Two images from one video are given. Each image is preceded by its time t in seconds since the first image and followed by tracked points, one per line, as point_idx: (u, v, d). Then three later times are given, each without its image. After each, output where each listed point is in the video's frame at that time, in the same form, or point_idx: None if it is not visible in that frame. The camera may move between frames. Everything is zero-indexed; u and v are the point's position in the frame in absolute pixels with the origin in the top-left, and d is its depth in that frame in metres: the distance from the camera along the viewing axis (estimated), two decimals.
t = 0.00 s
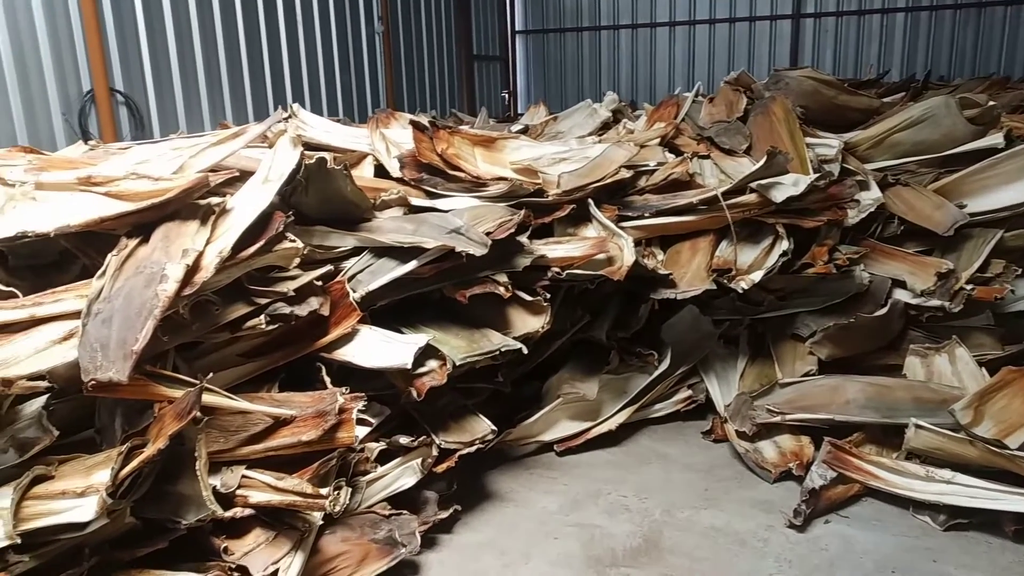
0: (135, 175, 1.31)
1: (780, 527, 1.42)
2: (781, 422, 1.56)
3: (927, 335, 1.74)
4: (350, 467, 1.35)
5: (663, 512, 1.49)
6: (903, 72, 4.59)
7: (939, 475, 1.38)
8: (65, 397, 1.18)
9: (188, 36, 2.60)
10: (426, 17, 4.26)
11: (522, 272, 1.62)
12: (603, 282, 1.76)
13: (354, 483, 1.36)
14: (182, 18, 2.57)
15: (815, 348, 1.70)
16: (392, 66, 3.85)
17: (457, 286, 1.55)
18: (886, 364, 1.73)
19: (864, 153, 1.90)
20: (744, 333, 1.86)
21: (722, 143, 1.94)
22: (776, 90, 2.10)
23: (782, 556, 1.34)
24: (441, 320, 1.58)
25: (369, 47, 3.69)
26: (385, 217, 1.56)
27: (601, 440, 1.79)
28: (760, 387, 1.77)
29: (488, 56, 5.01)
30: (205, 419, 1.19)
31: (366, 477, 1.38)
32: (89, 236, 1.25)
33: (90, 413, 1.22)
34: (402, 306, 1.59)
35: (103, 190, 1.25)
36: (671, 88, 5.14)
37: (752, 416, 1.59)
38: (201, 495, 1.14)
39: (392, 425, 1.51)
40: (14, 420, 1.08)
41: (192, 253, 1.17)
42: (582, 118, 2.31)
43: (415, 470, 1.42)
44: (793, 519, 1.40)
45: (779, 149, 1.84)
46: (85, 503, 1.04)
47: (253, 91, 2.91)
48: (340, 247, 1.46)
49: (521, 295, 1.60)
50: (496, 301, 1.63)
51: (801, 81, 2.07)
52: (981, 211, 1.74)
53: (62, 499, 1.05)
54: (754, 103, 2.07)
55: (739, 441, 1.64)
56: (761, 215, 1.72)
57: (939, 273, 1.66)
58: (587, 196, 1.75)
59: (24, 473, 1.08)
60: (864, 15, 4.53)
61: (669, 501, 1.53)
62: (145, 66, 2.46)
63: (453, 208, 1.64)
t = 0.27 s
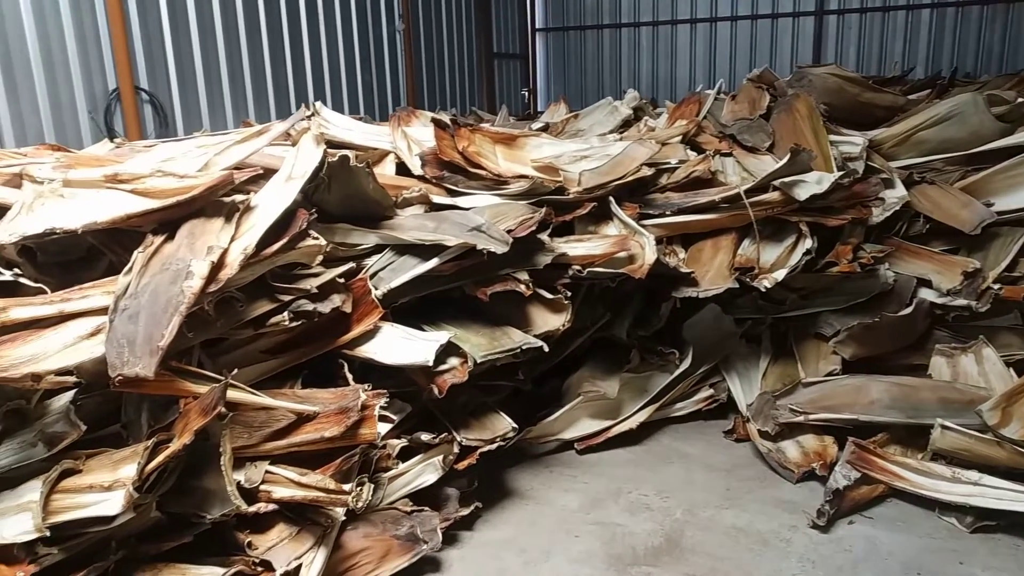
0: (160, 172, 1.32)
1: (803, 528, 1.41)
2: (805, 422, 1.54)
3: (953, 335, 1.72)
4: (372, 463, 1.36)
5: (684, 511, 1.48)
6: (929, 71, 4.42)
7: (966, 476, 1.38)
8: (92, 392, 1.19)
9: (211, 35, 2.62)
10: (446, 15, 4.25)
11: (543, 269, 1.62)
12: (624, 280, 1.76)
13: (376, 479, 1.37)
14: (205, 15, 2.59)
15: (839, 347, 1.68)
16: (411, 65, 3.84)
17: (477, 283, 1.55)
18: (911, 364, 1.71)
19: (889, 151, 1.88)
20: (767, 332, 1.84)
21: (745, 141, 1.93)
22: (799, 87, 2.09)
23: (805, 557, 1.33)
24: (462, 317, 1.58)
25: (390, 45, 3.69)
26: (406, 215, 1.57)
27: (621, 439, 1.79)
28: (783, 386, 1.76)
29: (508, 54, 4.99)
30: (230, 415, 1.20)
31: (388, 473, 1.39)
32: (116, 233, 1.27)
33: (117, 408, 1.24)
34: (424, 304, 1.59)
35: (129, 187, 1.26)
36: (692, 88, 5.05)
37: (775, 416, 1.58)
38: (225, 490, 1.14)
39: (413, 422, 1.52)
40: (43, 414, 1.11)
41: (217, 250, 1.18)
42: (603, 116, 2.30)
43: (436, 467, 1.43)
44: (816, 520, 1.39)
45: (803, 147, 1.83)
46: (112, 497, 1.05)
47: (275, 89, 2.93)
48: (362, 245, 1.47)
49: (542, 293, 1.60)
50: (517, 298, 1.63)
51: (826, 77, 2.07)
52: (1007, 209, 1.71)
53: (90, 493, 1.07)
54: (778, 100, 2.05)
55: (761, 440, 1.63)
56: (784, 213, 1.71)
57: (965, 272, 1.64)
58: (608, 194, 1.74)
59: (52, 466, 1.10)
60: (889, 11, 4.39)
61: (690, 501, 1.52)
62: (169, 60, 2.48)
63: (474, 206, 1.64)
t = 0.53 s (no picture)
0: (187, 170, 1.34)
1: (825, 529, 1.40)
2: (827, 422, 1.53)
3: (979, 337, 1.69)
4: (393, 459, 1.36)
5: (705, 511, 1.48)
6: (956, 68, 4.35)
7: (992, 479, 1.37)
8: (118, 387, 1.21)
9: (236, 34, 2.65)
10: (467, 14, 4.26)
11: (564, 268, 1.63)
12: (645, 279, 1.76)
13: (397, 475, 1.38)
14: (229, 14, 2.61)
15: (863, 348, 1.66)
16: (433, 63, 3.85)
17: (498, 281, 1.55)
18: (937, 366, 1.69)
19: (915, 149, 1.86)
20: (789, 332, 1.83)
21: (767, 139, 1.91)
22: (824, 85, 2.07)
23: (827, 559, 1.32)
24: (483, 315, 1.59)
25: (412, 44, 3.70)
26: (428, 213, 1.57)
27: (641, 438, 1.79)
28: (805, 387, 1.75)
29: (529, 53, 4.99)
30: (254, 410, 1.21)
31: (409, 469, 1.40)
32: (144, 229, 1.28)
33: (144, 402, 1.26)
34: (445, 301, 1.60)
35: (156, 185, 1.28)
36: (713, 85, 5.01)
37: (796, 417, 1.58)
38: (249, 484, 1.16)
39: (434, 418, 1.53)
40: (72, 407, 1.11)
41: (242, 247, 1.19)
42: (624, 115, 2.30)
43: (457, 464, 1.43)
44: (839, 521, 1.38)
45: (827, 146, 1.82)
46: (138, 489, 1.07)
47: (298, 88, 2.95)
48: (385, 243, 1.48)
49: (563, 291, 1.60)
50: (538, 296, 1.63)
51: (851, 76, 2.05)
52: None
53: (117, 485, 1.08)
54: (801, 99, 2.03)
55: (783, 441, 1.62)
56: (807, 212, 1.70)
57: (992, 273, 1.64)
58: (630, 192, 1.74)
59: (80, 459, 1.12)
60: (914, 7, 4.35)
61: (711, 501, 1.51)
62: (194, 59, 2.50)
63: (496, 204, 1.64)
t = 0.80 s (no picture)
0: (209, 164, 1.35)
1: (846, 527, 1.39)
2: (848, 420, 1.52)
3: (1004, 334, 1.67)
4: (413, 453, 1.37)
5: (724, 508, 1.47)
6: (982, 62, 4.24)
7: (1017, 478, 1.36)
8: (142, 379, 1.21)
9: (256, 29, 2.66)
10: (486, 8, 4.24)
11: (583, 263, 1.62)
12: (665, 275, 1.75)
13: (417, 469, 1.38)
14: (250, 9, 2.63)
15: (885, 345, 1.66)
16: (452, 59, 3.84)
17: (518, 276, 1.55)
18: (959, 363, 1.68)
19: (939, 145, 1.83)
20: (810, 329, 1.82)
21: (789, 134, 1.92)
22: (846, 80, 2.04)
23: (848, 557, 1.31)
24: (502, 310, 1.59)
25: (431, 39, 3.70)
26: (447, 208, 1.57)
27: (659, 434, 1.78)
28: (827, 383, 1.74)
29: (548, 47, 4.96)
30: (275, 403, 1.22)
31: (428, 463, 1.40)
32: (167, 224, 1.30)
33: (167, 395, 1.27)
34: (464, 296, 1.60)
35: (179, 180, 1.29)
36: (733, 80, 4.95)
37: (817, 414, 1.56)
38: (270, 477, 1.17)
39: (453, 413, 1.53)
40: (96, 399, 1.13)
41: (263, 241, 1.20)
42: (644, 109, 2.28)
43: (476, 458, 1.44)
44: (860, 520, 1.37)
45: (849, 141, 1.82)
46: (162, 481, 1.09)
47: (318, 83, 2.96)
48: (405, 237, 1.48)
49: (582, 286, 1.60)
50: (556, 292, 1.62)
51: (874, 70, 2.02)
52: None
53: (141, 477, 1.10)
54: (824, 93, 2.01)
55: (804, 438, 1.61)
56: (828, 208, 1.69)
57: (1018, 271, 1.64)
58: (650, 187, 1.73)
59: (105, 450, 1.14)
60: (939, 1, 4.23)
61: (731, 498, 1.51)
62: (215, 54, 2.52)
63: (516, 199, 1.64)
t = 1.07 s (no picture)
0: (233, 165, 1.37)
1: (870, 528, 1.38)
2: (872, 420, 1.51)
3: None
4: (434, 451, 1.38)
5: (746, 508, 1.47)
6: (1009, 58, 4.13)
7: None
8: (167, 377, 1.23)
9: (278, 31, 2.68)
10: (505, 8, 4.24)
11: (604, 262, 1.62)
12: (686, 274, 1.75)
13: (438, 467, 1.39)
14: (272, 12, 2.65)
15: (910, 344, 1.63)
16: (470, 58, 3.84)
17: (539, 276, 1.56)
18: (986, 363, 1.66)
19: (965, 141, 1.83)
20: (833, 328, 1.81)
21: (812, 131, 1.88)
22: (869, 76, 2.03)
23: (873, 558, 1.30)
24: (522, 309, 1.59)
25: (450, 39, 3.71)
26: (468, 208, 1.58)
27: (681, 433, 1.78)
28: (851, 383, 1.72)
29: (567, 46, 4.95)
30: (299, 401, 1.23)
31: (449, 462, 1.40)
32: (191, 224, 1.31)
33: (192, 393, 1.29)
34: (485, 296, 1.61)
35: (203, 180, 1.30)
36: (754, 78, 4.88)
37: (841, 414, 1.55)
38: (294, 474, 1.18)
39: (474, 412, 1.54)
40: (123, 397, 1.15)
41: (287, 241, 1.21)
42: (664, 108, 2.27)
43: (496, 457, 1.44)
44: (885, 521, 1.36)
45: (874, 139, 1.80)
46: (188, 477, 1.10)
47: (339, 84, 2.98)
48: (425, 237, 1.48)
49: (603, 285, 1.60)
50: (577, 291, 1.63)
51: (897, 66, 2.00)
52: None
53: (167, 474, 1.11)
54: (847, 90, 1.99)
55: (827, 439, 1.60)
56: (852, 206, 1.67)
57: None
58: (671, 185, 1.72)
59: (132, 447, 1.15)
60: None
61: (753, 498, 1.50)
62: (238, 56, 2.55)
63: (536, 198, 1.64)
